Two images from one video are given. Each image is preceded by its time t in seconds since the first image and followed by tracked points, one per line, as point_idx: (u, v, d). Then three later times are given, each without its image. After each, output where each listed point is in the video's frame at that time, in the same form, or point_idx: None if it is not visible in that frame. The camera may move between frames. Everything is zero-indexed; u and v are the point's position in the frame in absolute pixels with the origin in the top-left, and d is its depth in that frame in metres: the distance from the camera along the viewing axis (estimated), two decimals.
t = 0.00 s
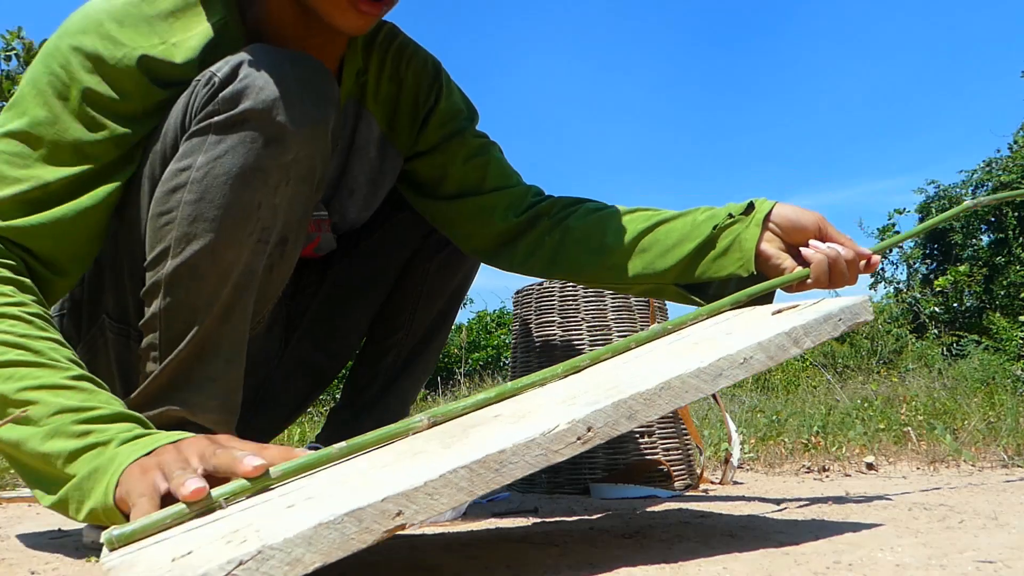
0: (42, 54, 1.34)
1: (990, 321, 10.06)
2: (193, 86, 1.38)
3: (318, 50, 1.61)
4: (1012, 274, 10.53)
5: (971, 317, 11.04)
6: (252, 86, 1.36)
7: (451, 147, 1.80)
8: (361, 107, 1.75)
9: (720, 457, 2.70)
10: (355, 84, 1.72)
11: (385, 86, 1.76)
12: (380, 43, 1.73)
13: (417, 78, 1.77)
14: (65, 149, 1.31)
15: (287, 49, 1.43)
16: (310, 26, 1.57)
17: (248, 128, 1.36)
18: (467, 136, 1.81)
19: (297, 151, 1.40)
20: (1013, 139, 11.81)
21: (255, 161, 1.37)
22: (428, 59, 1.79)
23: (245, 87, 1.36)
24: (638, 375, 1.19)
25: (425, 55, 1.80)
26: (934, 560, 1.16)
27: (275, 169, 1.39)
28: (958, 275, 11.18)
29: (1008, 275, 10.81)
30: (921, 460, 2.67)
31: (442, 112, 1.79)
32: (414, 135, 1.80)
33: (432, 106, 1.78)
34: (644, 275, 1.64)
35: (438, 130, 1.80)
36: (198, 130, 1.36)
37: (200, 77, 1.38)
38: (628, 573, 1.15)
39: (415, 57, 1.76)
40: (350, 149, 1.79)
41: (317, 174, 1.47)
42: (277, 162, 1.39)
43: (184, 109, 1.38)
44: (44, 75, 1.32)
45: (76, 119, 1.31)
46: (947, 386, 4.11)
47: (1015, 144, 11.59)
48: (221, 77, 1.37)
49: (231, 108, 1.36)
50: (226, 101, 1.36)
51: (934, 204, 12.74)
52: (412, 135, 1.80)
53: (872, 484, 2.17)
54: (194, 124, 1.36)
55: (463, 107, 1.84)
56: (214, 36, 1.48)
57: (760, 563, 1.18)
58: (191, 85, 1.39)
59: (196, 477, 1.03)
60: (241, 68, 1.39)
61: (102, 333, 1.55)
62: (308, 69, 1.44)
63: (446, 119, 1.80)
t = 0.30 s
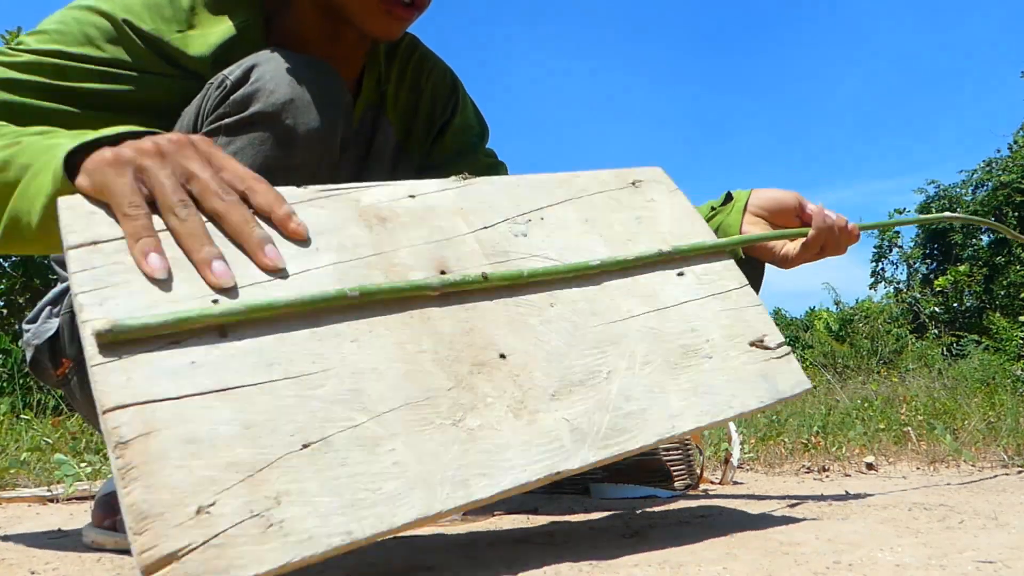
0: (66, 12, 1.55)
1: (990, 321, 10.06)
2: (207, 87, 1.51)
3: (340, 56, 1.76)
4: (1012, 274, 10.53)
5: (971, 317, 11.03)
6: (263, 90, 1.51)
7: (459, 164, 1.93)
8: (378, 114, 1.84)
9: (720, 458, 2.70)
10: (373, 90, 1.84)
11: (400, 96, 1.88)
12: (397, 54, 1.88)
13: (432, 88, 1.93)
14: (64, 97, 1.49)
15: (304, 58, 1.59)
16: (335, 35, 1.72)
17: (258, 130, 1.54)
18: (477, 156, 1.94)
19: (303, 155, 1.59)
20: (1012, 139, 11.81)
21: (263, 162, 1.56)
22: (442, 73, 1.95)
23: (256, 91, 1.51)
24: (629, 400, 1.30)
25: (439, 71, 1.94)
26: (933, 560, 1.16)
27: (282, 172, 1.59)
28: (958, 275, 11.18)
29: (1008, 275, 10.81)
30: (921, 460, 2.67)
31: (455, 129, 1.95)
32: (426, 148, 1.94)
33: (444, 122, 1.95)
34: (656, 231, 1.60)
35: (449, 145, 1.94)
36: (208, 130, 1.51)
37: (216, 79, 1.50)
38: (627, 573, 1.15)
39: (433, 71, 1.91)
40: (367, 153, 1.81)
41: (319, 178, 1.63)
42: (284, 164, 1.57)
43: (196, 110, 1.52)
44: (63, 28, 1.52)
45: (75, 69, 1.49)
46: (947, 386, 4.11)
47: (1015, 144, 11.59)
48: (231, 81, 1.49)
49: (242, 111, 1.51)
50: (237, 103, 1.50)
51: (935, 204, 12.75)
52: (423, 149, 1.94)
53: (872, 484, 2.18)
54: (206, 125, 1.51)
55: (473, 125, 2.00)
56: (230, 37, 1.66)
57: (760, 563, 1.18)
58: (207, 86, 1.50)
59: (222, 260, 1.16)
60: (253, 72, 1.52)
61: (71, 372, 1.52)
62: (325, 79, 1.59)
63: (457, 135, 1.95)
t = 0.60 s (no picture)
0: None
1: (990, 321, 10.06)
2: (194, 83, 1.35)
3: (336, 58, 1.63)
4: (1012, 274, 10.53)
5: (971, 317, 11.05)
6: (255, 86, 1.33)
7: (466, 164, 1.84)
8: (378, 113, 1.74)
9: (720, 458, 2.70)
10: (372, 89, 1.73)
11: (401, 96, 1.77)
12: (400, 52, 1.76)
13: (436, 90, 1.82)
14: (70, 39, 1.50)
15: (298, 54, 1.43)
16: (332, 28, 1.56)
17: (250, 129, 1.35)
18: (481, 155, 1.85)
19: (298, 152, 1.36)
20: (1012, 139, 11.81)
21: (254, 162, 1.35)
22: (446, 72, 1.84)
23: (248, 87, 1.33)
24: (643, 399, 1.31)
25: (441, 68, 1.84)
26: (933, 560, 1.16)
27: (274, 171, 1.36)
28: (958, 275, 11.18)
29: (1008, 275, 10.80)
30: (921, 460, 2.68)
31: (457, 131, 1.85)
32: (428, 147, 1.84)
33: (448, 126, 1.84)
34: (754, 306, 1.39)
35: (453, 148, 1.85)
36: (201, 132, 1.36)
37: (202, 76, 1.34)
38: (628, 574, 1.15)
39: (435, 71, 1.81)
40: (365, 158, 1.75)
41: (321, 175, 1.41)
42: (275, 164, 1.35)
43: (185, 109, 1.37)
44: None
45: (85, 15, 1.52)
46: (946, 387, 4.11)
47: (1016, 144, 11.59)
48: (224, 77, 1.33)
49: (234, 109, 1.34)
50: (228, 102, 1.33)
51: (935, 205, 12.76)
52: (426, 150, 1.84)
53: (872, 484, 2.18)
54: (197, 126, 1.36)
55: (479, 124, 1.89)
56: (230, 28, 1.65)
57: (760, 563, 1.18)
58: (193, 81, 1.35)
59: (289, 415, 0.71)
60: (243, 67, 1.34)
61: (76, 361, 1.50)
62: (318, 71, 1.42)
63: (465, 135, 1.86)
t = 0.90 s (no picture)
0: None
1: (990, 321, 10.07)
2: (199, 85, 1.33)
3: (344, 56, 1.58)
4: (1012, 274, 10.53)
5: (971, 317, 11.05)
6: (261, 91, 1.31)
7: (487, 170, 1.76)
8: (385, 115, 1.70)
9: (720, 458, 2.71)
10: (379, 91, 1.67)
11: (414, 101, 1.70)
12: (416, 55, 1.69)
13: (453, 94, 1.73)
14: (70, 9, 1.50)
15: (298, 51, 1.38)
16: (334, 27, 1.54)
17: (255, 135, 1.33)
18: (506, 158, 1.76)
19: (304, 158, 1.37)
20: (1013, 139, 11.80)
21: (260, 168, 1.34)
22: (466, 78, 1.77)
23: (254, 92, 1.31)
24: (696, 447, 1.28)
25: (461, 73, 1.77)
26: (933, 560, 1.16)
27: (281, 176, 1.36)
28: (958, 275, 11.19)
29: (1008, 275, 10.81)
30: (921, 460, 2.68)
31: (478, 139, 1.76)
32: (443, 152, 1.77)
33: (466, 134, 1.75)
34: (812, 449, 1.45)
35: (473, 154, 1.76)
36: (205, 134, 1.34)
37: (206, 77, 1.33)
38: (628, 574, 1.15)
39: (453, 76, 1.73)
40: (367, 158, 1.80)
41: (325, 177, 1.43)
42: (282, 170, 1.35)
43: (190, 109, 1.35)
44: None
45: None
46: (946, 387, 4.11)
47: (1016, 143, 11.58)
48: (230, 80, 1.30)
49: (239, 114, 1.32)
50: (233, 106, 1.31)
51: (935, 204, 12.76)
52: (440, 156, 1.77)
53: (872, 484, 2.18)
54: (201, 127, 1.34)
55: (503, 129, 1.80)
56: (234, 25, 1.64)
57: (761, 563, 1.18)
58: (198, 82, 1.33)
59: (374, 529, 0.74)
60: (248, 71, 1.32)
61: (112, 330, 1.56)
62: (321, 71, 1.38)
63: (485, 140, 1.77)
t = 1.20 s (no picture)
0: None
1: (990, 321, 10.06)
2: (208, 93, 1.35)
3: (357, 58, 1.61)
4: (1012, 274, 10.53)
5: (971, 317, 11.05)
6: (267, 98, 1.32)
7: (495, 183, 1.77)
8: (397, 117, 1.72)
9: (721, 458, 2.71)
10: (391, 93, 1.69)
11: (428, 104, 1.73)
12: (433, 58, 1.70)
13: (467, 99, 1.74)
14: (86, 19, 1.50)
15: (309, 60, 1.42)
16: (347, 31, 1.58)
17: (261, 141, 1.33)
18: (512, 175, 1.76)
19: (310, 165, 1.37)
20: (1012, 139, 11.80)
21: (265, 175, 1.33)
22: (482, 85, 1.77)
23: (261, 99, 1.32)
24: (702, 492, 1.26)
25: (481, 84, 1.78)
26: (933, 561, 1.17)
27: (286, 183, 1.35)
28: (958, 275, 11.18)
29: (1008, 275, 10.80)
30: (921, 460, 2.68)
31: (490, 147, 1.77)
32: (452, 160, 1.80)
33: (478, 145, 1.77)
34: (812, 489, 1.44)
35: (485, 162, 1.77)
36: (212, 139, 1.33)
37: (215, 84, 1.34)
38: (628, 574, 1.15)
39: (468, 81, 1.74)
40: (378, 161, 1.77)
41: (330, 186, 1.42)
42: (288, 176, 1.35)
43: (200, 115, 1.35)
44: None
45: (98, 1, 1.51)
46: (946, 387, 4.11)
47: (1016, 144, 11.57)
48: (237, 86, 1.32)
49: (246, 119, 1.32)
50: (241, 111, 1.32)
51: (935, 205, 12.76)
52: (449, 160, 1.79)
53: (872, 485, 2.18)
54: (209, 132, 1.33)
55: (515, 140, 1.81)
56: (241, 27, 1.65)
57: (760, 564, 1.18)
58: (208, 90, 1.35)
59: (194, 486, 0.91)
60: (257, 78, 1.34)
61: (115, 335, 1.52)
62: (334, 79, 1.42)
63: (495, 152, 1.77)
